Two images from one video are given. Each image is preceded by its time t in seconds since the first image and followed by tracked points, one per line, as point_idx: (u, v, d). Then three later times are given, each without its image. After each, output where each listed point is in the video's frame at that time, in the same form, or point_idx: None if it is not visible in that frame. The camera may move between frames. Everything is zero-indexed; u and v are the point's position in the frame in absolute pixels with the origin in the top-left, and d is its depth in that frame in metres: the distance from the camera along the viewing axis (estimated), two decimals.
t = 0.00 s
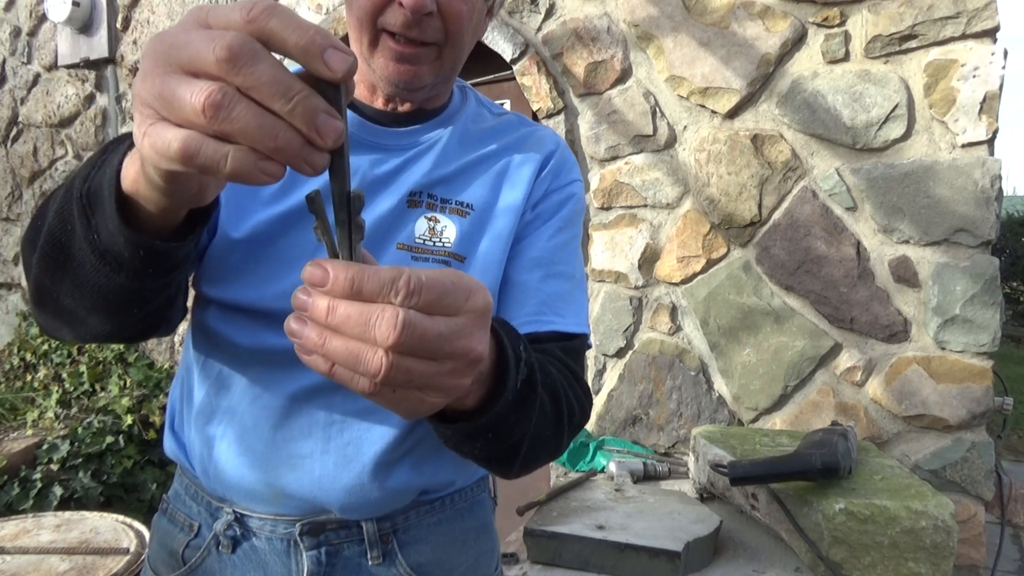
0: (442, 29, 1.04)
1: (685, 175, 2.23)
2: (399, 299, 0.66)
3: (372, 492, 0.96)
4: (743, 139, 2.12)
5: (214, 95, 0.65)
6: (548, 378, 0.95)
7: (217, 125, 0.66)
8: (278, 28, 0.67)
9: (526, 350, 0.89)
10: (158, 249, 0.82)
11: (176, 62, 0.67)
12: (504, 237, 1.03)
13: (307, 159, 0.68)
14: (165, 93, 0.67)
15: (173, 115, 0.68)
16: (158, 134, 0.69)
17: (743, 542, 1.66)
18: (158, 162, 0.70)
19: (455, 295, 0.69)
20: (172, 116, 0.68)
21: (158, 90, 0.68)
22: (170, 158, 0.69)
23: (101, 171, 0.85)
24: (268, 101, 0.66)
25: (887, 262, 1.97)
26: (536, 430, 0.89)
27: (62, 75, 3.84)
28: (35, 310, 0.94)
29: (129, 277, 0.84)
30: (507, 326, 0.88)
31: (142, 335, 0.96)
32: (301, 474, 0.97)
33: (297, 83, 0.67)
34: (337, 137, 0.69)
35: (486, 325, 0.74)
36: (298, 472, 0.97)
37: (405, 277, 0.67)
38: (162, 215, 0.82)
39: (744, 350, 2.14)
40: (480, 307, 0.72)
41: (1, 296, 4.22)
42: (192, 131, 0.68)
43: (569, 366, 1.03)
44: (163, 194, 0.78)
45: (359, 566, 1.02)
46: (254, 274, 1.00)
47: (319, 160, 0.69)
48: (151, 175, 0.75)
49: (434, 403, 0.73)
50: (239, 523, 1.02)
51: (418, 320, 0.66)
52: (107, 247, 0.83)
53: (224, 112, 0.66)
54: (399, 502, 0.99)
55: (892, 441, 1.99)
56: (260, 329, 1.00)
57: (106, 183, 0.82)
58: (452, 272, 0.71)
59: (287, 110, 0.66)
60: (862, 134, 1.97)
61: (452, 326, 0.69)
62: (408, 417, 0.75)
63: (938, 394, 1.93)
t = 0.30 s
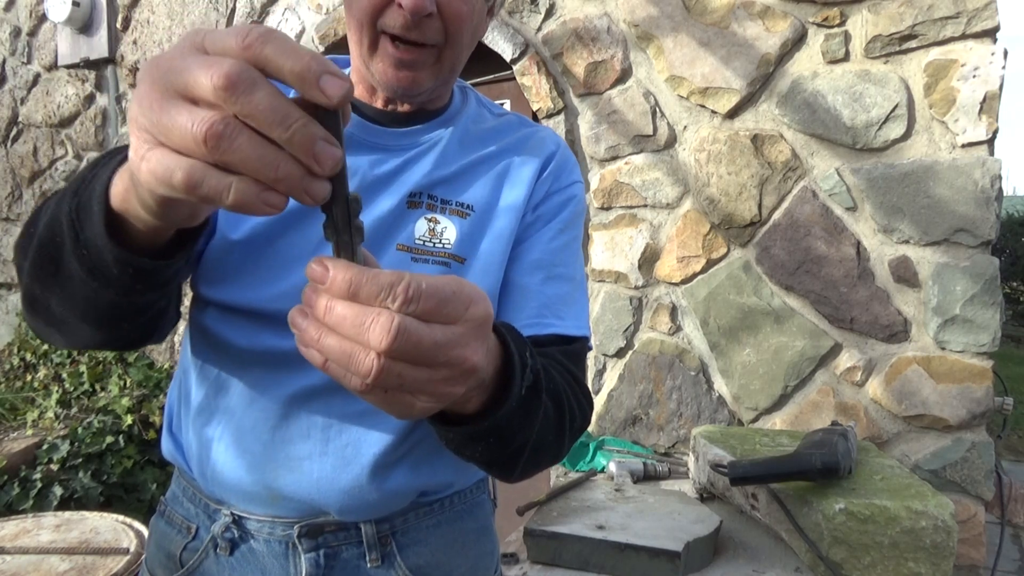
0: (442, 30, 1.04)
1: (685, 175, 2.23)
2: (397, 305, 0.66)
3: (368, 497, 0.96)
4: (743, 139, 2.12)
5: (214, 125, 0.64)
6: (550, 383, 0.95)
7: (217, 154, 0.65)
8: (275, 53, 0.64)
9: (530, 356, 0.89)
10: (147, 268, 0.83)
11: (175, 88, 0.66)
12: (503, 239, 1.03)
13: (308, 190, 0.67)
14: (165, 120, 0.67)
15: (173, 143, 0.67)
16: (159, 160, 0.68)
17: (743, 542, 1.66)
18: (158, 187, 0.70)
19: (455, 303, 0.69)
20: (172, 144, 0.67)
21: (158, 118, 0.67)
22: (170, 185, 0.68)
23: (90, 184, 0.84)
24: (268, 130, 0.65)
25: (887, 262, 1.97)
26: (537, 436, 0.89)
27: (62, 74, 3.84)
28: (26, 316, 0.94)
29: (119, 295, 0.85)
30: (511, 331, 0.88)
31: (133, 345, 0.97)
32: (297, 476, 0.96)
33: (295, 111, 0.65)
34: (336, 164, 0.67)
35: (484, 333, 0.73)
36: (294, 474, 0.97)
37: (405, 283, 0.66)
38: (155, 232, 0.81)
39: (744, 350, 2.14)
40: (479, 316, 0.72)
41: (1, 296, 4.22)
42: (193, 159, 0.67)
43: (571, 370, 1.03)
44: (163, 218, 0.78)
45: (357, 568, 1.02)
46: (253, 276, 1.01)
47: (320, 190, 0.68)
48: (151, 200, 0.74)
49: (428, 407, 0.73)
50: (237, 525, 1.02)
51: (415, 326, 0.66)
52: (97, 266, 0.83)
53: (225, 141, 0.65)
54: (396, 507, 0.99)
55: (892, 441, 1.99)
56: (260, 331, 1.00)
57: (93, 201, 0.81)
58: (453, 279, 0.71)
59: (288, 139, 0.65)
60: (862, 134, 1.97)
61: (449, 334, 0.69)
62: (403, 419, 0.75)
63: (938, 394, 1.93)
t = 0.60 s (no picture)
0: (442, 26, 1.04)
1: (685, 174, 2.23)
2: (402, 294, 0.66)
3: (369, 494, 0.96)
4: (742, 139, 2.12)
5: (211, 83, 0.66)
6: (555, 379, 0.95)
7: (203, 112, 0.66)
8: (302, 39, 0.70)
9: (537, 350, 0.89)
10: (90, 260, 0.84)
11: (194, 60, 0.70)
12: (502, 237, 1.03)
13: (273, 171, 0.63)
14: (167, 81, 0.69)
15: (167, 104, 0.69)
16: (141, 115, 0.69)
17: (743, 542, 1.66)
18: (132, 146, 0.70)
19: (460, 294, 0.70)
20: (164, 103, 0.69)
21: (160, 80, 0.70)
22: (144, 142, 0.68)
23: (42, 169, 0.86)
24: (265, 96, 0.66)
25: (887, 262, 1.97)
26: (542, 433, 0.89)
27: (62, 75, 3.84)
28: None
29: (63, 284, 0.86)
30: (518, 325, 0.88)
31: (87, 340, 0.96)
32: (298, 474, 0.97)
33: (300, 78, 0.66)
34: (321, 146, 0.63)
35: (490, 325, 0.73)
36: (295, 471, 0.97)
37: (409, 272, 0.66)
38: (104, 219, 0.83)
39: (744, 350, 2.14)
40: (485, 306, 0.72)
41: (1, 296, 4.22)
42: (180, 119, 0.68)
43: (575, 370, 1.03)
44: (124, 193, 0.77)
45: (357, 569, 1.02)
46: (252, 274, 1.01)
47: (289, 174, 0.64)
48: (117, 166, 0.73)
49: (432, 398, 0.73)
50: (236, 526, 1.02)
51: (419, 316, 0.66)
52: (43, 254, 0.84)
53: (213, 101, 0.65)
54: (399, 504, 0.99)
55: (892, 441, 1.99)
56: (259, 330, 1.00)
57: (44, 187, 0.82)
58: (459, 270, 0.71)
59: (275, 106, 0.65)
60: (861, 134, 1.97)
61: (453, 324, 0.69)
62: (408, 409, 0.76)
63: (938, 394, 1.93)
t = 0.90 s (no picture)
0: (436, 21, 1.04)
1: (685, 174, 2.23)
2: (389, 280, 0.66)
3: (368, 491, 0.96)
4: (743, 139, 2.12)
5: (197, 68, 0.67)
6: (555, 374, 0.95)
7: (188, 95, 0.67)
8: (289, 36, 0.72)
9: (536, 344, 0.88)
10: (82, 279, 0.84)
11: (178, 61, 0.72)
12: (499, 235, 1.03)
13: (262, 137, 0.62)
14: (153, 77, 0.70)
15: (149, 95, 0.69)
16: (121, 105, 0.69)
17: (743, 542, 1.66)
18: (114, 141, 0.70)
19: (449, 277, 0.69)
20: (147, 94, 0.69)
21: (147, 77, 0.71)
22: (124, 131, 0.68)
23: (31, 185, 0.87)
24: (253, 78, 0.66)
25: (887, 262, 1.97)
26: (544, 427, 0.89)
27: (62, 75, 3.84)
28: None
29: (53, 302, 0.86)
30: (517, 319, 0.88)
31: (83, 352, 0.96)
32: (296, 473, 0.97)
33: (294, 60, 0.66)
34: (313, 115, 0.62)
35: (483, 307, 0.73)
36: (292, 471, 0.97)
37: (396, 259, 0.66)
38: (94, 237, 0.84)
39: (744, 350, 2.14)
40: (476, 289, 0.71)
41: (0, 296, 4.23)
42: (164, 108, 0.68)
43: (576, 368, 1.03)
44: (112, 203, 0.77)
45: (356, 570, 1.02)
46: (248, 275, 1.01)
47: (280, 138, 0.62)
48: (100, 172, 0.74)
49: (428, 386, 0.73)
50: (235, 528, 1.02)
51: (408, 302, 0.66)
52: (35, 272, 0.85)
53: (198, 82, 0.66)
54: (398, 501, 0.99)
55: (892, 441, 1.99)
56: (256, 330, 1.00)
57: (33, 205, 0.83)
58: (447, 254, 0.70)
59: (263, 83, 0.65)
60: (861, 134, 1.97)
61: (444, 308, 0.69)
62: (409, 401, 0.76)
63: (938, 394, 1.93)
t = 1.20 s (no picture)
0: (432, 22, 1.05)
1: (685, 174, 2.23)
2: (392, 302, 0.66)
3: (364, 495, 0.96)
4: (743, 139, 2.12)
5: (192, 101, 0.67)
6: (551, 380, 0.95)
7: (185, 128, 0.67)
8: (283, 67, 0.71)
9: (531, 352, 0.89)
10: (86, 313, 0.85)
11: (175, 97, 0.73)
12: (496, 237, 1.03)
13: (259, 166, 0.61)
14: (149, 114, 0.71)
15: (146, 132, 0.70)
16: (118, 142, 0.69)
17: (743, 542, 1.66)
18: (113, 178, 0.70)
19: (448, 294, 0.69)
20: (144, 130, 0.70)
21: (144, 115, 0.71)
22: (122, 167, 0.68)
23: (31, 221, 0.87)
24: (248, 109, 0.66)
25: (887, 262, 1.97)
26: (542, 435, 0.89)
27: (62, 75, 3.84)
28: None
29: (57, 337, 0.86)
30: (513, 330, 0.88)
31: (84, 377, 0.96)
32: (291, 475, 0.97)
33: (286, 89, 0.66)
34: (309, 141, 0.62)
35: (482, 322, 0.73)
36: (287, 473, 0.97)
37: (396, 281, 0.67)
38: (98, 272, 0.84)
39: (744, 350, 2.14)
40: (475, 304, 0.72)
41: None
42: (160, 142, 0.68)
43: (572, 372, 1.03)
44: (113, 239, 0.78)
45: (352, 571, 1.02)
46: (243, 278, 1.01)
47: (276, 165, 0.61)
48: (102, 210, 0.75)
49: (441, 409, 0.73)
50: (230, 530, 1.02)
51: (413, 323, 0.66)
52: (38, 306, 0.85)
53: (193, 116, 0.66)
54: (393, 505, 0.99)
55: (892, 441, 1.99)
56: (251, 334, 1.00)
57: (35, 241, 0.83)
58: (444, 272, 0.71)
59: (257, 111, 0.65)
60: (861, 134, 1.97)
61: (448, 325, 0.69)
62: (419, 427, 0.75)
63: (938, 394, 1.93)
